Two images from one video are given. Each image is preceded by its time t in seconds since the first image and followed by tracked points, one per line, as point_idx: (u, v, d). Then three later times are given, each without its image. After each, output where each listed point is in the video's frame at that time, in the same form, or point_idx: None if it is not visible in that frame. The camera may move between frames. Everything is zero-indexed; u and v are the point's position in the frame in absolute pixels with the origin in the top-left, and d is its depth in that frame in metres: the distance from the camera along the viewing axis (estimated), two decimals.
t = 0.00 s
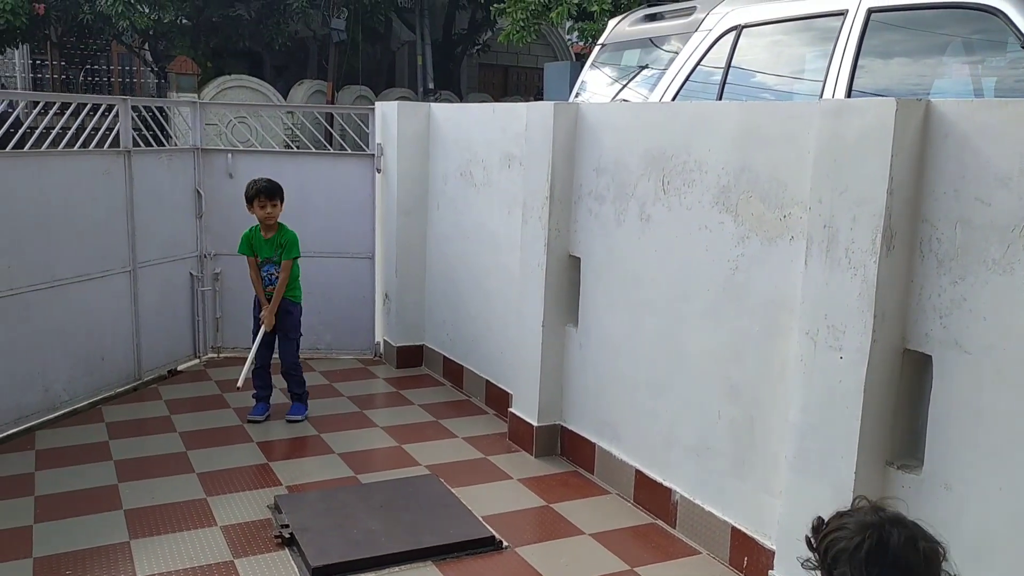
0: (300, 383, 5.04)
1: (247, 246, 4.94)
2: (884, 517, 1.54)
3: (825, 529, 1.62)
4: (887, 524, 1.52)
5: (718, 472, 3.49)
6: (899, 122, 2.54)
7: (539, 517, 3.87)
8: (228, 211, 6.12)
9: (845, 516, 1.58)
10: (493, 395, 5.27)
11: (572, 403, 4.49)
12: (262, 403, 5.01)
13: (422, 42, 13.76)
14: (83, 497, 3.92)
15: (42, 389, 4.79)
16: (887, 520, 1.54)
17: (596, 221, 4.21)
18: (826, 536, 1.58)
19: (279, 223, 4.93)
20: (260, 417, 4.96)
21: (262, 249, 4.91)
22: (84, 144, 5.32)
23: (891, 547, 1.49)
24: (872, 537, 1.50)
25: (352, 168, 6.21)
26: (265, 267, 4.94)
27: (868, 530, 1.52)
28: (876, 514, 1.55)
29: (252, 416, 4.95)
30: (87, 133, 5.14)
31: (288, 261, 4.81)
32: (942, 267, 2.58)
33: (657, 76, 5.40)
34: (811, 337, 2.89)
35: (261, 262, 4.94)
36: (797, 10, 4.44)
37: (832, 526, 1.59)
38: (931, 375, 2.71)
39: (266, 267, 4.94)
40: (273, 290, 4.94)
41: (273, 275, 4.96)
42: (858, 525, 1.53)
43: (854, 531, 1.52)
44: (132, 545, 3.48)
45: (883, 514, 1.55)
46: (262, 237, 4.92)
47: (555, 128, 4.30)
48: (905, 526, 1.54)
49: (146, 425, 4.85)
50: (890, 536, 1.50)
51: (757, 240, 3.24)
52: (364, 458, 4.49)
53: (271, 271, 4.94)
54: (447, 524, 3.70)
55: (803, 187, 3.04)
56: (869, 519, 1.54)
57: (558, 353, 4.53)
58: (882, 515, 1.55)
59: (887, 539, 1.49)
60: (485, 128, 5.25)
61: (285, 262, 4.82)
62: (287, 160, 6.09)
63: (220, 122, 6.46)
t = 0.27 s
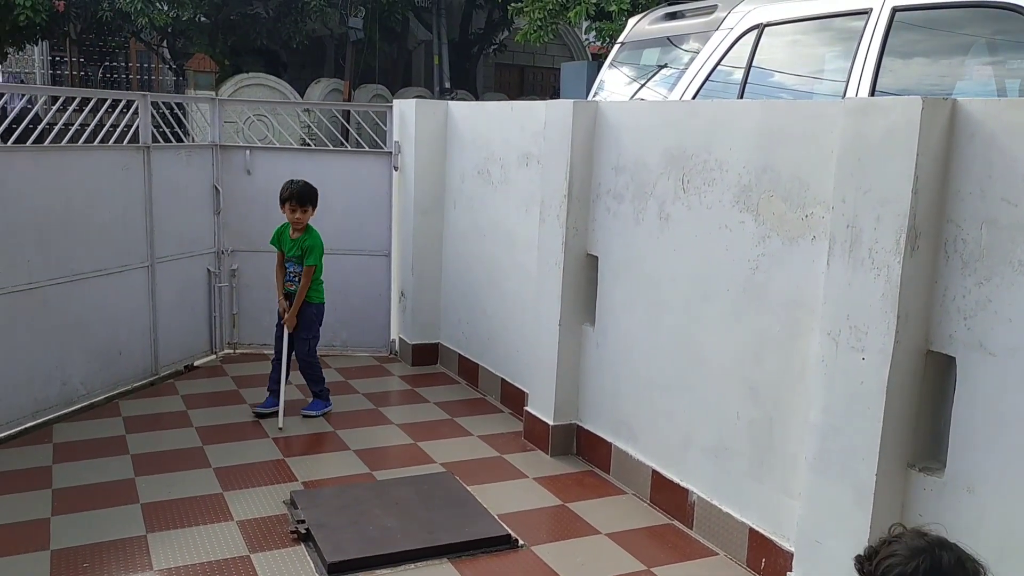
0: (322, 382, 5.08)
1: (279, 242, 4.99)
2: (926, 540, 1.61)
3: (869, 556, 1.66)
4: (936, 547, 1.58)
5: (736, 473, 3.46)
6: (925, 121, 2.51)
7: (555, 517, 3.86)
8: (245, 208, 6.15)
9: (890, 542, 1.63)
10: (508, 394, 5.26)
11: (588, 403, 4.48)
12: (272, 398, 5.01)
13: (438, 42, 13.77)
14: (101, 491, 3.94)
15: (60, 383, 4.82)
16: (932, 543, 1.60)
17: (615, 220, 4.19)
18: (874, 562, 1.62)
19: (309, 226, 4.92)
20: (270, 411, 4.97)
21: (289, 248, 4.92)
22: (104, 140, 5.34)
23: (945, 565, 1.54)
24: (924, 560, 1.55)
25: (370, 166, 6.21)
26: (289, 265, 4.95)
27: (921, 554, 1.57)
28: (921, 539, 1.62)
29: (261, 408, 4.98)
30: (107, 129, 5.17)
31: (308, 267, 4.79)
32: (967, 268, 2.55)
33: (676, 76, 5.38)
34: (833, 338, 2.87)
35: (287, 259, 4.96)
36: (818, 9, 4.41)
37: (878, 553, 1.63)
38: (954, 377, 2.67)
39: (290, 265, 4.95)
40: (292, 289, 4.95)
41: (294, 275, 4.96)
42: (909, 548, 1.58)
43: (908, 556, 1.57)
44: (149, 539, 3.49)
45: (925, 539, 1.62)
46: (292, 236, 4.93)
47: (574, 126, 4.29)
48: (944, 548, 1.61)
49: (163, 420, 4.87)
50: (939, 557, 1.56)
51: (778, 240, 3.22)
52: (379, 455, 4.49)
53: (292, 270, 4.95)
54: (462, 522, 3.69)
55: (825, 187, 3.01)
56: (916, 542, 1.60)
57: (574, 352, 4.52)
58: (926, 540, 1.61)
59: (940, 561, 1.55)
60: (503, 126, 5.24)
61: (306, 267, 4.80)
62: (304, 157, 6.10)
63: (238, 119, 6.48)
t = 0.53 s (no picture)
0: (327, 379, 5.09)
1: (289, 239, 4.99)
2: (935, 552, 1.57)
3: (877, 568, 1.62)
4: (948, 562, 1.53)
5: (737, 476, 3.46)
6: (930, 124, 2.51)
7: (555, 518, 3.85)
8: (249, 206, 6.15)
9: (898, 556, 1.58)
10: (510, 394, 5.25)
11: (589, 404, 4.48)
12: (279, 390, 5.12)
13: (442, 42, 13.76)
14: (102, 488, 3.94)
15: (62, 380, 4.82)
16: (943, 555, 1.56)
17: (618, 221, 4.18)
18: None
19: (320, 222, 4.94)
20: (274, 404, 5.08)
21: (300, 243, 4.93)
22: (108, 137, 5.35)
23: None
24: None
25: (373, 165, 6.21)
26: (299, 260, 4.95)
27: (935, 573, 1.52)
28: (931, 550, 1.57)
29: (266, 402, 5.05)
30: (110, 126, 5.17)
31: (320, 261, 4.80)
32: (970, 272, 2.54)
33: (680, 77, 5.37)
34: (835, 341, 2.86)
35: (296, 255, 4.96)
36: (824, 12, 4.40)
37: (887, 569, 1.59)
38: (957, 382, 2.67)
39: (299, 261, 4.95)
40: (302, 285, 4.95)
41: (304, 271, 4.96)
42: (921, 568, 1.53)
43: None
44: (149, 536, 3.49)
45: (934, 550, 1.58)
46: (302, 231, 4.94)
47: (578, 127, 4.28)
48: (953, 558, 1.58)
49: (164, 417, 4.88)
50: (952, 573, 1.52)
51: (781, 242, 3.21)
52: (380, 455, 4.49)
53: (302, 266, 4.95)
54: (462, 522, 3.68)
55: (829, 189, 3.00)
56: (927, 558, 1.55)
57: (576, 353, 4.51)
58: (936, 551, 1.57)
59: None
60: (507, 127, 5.24)
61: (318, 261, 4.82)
62: (307, 155, 6.10)
63: (243, 117, 6.48)
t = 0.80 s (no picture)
0: (328, 375, 5.07)
1: (280, 236, 4.99)
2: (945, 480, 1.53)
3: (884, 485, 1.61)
4: (961, 494, 1.50)
5: (737, 475, 3.46)
6: (932, 124, 2.50)
7: (555, 517, 3.85)
8: (250, 203, 6.15)
9: (908, 476, 1.56)
10: (510, 393, 5.26)
11: (590, 403, 4.48)
12: (288, 389, 5.19)
13: (444, 41, 13.76)
14: (102, 484, 3.94)
15: (63, 377, 4.83)
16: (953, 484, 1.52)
17: (619, 220, 4.18)
18: (892, 498, 1.56)
19: (314, 217, 4.97)
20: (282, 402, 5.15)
21: (292, 239, 4.93)
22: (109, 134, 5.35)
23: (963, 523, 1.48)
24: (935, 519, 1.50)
25: (374, 163, 6.21)
26: (293, 257, 4.94)
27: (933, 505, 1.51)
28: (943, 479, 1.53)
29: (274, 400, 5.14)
30: (112, 123, 5.17)
31: (320, 255, 4.84)
32: (971, 273, 2.54)
33: (682, 77, 5.37)
34: (836, 341, 2.86)
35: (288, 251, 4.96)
36: (826, 12, 4.40)
37: (895, 490, 1.57)
38: (958, 382, 2.67)
39: (293, 258, 4.95)
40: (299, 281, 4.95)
41: (298, 267, 4.96)
42: (925, 500, 1.51)
43: (923, 511, 1.50)
44: (149, 534, 3.49)
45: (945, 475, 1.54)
46: (294, 227, 4.95)
47: (580, 126, 4.28)
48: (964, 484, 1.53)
49: (164, 415, 4.88)
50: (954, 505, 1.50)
51: (782, 242, 3.21)
52: (380, 453, 4.49)
53: (297, 262, 4.94)
54: (462, 521, 3.69)
55: (830, 189, 3.00)
56: (935, 488, 1.51)
57: (576, 353, 4.51)
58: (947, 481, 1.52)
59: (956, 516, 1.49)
60: (508, 125, 5.23)
61: (318, 255, 4.84)
62: (309, 153, 6.10)
63: (244, 114, 6.48)
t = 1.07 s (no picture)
0: (334, 377, 5.08)
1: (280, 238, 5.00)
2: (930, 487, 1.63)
3: (891, 454, 1.74)
4: (938, 511, 1.61)
5: (744, 477, 3.46)
6: (937, 125, 2.50)
7: (561, 518, 3.86)
8: (256, 206, 6.17)
9: (914, 461, 1.66)
10: (517, 395, 5.26)
11: (596, 405, 4.48)
12: (294, 392, 5.18)
13: (449, 43, 13.78)
14: (110, 487, 3.96)
15: (70, 379, 4.85)
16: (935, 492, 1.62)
17: (624, 222, 4.18)
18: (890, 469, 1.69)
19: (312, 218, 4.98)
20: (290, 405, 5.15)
21: (292, 241, 4.94)
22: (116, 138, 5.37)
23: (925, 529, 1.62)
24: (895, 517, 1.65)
25: (380, 166, 6.22)
26: (293, 258, 4.95)
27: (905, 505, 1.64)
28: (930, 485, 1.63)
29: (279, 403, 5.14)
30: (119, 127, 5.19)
31: (320, 254, 4.85)
32: (978, 274, 2.53)
33: (687, 78, 5.36)
34: (843, 343, 2.86)
35: (288, 253, 4.97)
36: (832, 13, 4.39)
37: (890, 467, 1.70)
38: (965, 383, 2.66)
39: (292, 259, 4.96)
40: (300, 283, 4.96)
41: (298, 269, 4.96)
42: (897, 500, 1.64)
43: (892, 506, 1.64)
44: (156, 535, 3.51)
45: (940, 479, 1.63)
46: (293, 228, 4.96)
47: (585, 128, 4.28)
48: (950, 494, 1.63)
49: (172, 417, 4.90)
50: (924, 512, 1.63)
51: (788, 244, 3.21)
52: (387, 455, 4.50)
53: (296, 263, 4.95)
54: (468, 523, 3.69)
55: (837, 191, 3.00)
56: (913, 491, 1.63)
57: (583, 355, 4.52)
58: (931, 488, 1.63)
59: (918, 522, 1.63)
60: (514, 127, 5.24)
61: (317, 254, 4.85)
62: (315, 156, 6.12)
63: (250, 117, 6.51)
